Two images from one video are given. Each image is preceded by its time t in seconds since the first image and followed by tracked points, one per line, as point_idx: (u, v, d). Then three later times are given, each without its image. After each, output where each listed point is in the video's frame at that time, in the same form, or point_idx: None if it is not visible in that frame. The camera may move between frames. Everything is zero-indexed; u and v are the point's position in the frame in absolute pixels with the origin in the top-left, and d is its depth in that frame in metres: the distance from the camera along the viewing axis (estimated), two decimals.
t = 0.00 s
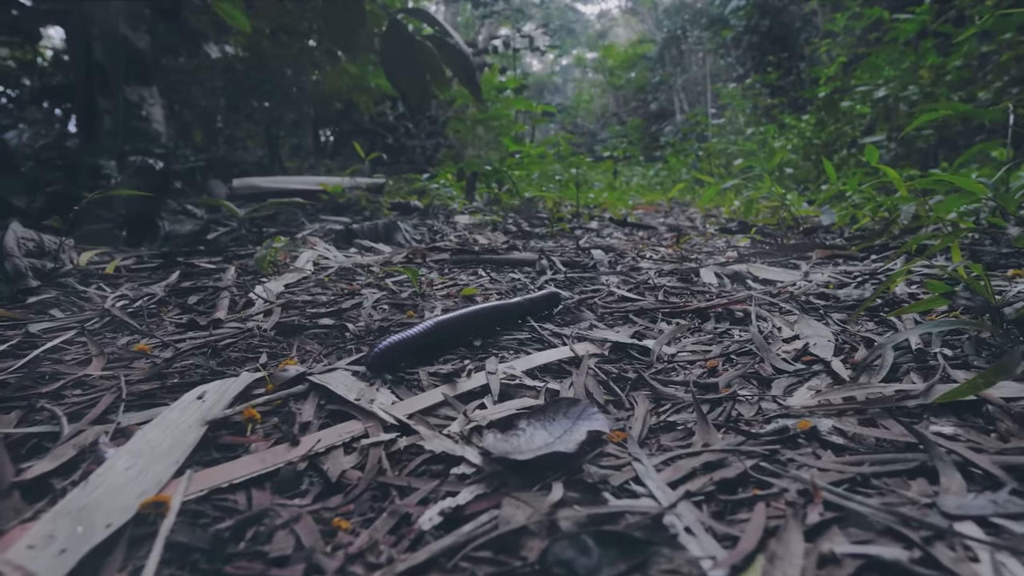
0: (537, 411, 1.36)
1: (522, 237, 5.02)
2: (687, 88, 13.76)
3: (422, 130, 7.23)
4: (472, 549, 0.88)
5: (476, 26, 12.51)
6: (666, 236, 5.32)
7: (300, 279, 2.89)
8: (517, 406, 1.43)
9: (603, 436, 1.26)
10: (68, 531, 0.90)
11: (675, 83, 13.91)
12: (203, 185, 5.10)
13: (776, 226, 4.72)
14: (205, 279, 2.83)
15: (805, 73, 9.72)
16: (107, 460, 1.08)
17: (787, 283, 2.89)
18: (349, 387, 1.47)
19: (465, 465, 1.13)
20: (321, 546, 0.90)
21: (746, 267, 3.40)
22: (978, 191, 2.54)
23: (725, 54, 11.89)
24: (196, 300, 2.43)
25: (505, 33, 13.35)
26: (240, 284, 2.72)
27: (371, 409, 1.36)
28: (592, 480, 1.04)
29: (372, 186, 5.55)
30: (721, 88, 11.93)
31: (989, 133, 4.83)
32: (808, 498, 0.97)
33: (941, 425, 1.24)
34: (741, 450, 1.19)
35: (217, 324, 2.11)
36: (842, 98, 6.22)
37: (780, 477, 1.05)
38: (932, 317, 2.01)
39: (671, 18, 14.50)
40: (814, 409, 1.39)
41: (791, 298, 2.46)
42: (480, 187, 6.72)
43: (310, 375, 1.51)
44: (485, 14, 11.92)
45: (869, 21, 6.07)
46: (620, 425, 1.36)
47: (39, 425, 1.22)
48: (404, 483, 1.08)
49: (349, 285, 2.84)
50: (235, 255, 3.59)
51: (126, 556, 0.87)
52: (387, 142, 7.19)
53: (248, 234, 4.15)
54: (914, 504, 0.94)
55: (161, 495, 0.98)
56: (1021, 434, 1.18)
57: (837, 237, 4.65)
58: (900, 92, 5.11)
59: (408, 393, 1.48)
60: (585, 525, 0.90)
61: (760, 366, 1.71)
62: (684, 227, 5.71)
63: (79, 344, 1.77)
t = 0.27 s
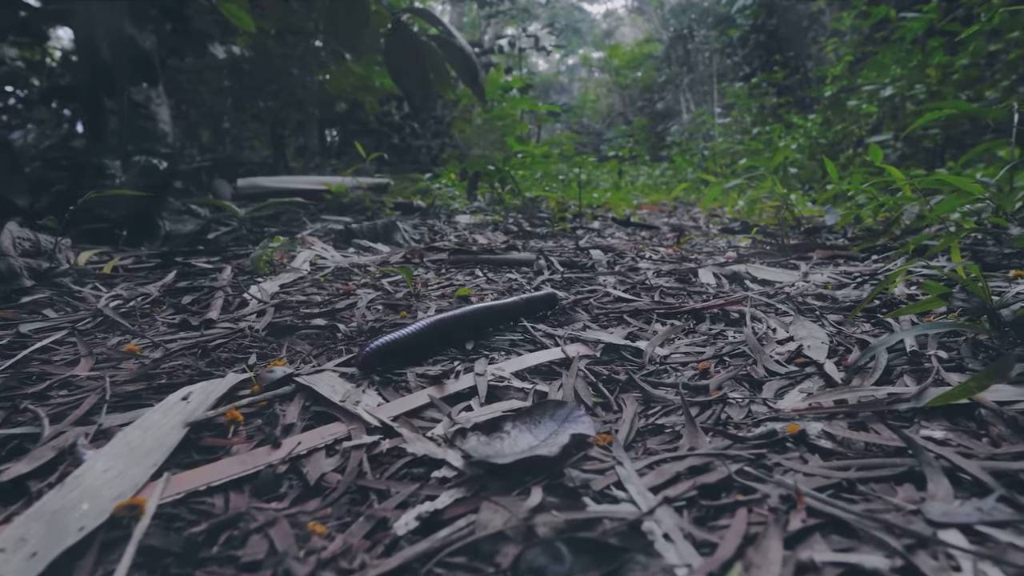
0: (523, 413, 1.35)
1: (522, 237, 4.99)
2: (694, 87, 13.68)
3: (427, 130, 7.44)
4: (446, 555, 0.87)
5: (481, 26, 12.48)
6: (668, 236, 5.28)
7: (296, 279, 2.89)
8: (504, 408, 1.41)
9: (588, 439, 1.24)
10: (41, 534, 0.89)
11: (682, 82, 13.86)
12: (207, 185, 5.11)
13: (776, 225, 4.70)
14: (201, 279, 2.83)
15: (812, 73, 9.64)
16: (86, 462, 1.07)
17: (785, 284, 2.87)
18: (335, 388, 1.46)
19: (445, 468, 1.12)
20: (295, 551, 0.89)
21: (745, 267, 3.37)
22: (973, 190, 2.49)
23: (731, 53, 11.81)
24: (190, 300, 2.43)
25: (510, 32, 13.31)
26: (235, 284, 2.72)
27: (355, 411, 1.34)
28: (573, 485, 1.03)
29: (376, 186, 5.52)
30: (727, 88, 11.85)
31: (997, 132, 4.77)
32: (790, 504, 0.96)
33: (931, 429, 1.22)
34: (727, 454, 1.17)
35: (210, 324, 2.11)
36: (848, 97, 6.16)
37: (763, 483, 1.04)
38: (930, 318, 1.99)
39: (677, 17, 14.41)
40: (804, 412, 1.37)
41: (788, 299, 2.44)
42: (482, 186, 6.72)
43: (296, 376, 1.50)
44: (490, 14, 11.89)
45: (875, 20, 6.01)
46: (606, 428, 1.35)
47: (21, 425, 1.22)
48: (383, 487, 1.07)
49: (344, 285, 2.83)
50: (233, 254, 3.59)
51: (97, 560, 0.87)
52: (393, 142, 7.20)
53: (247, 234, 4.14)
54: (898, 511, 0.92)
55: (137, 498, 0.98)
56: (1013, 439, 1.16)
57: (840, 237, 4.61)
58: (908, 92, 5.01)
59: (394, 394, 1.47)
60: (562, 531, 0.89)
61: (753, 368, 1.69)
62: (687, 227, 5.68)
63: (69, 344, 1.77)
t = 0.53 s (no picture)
0: (510, 415, 1.33)
1: (523, 236, 4.97)
2: (700, 86, 13.60)
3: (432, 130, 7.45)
4: (422, 560, 0.86)
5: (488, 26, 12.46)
6: (670, 235, 5.25)
7: (292, 279, 2.88)
8: (491, 409, 1.40)
9: (574, 441, 1.23)
10: (14, 536, 0.89)
11: (688, 81, 13.81)
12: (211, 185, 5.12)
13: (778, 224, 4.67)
14: (197, 279, 2.82)
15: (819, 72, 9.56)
16: (65, 462, 1.07)
17: (785, 284, 2.84)
18: (322, 389, 1.45)
19: (428, 469, 1.11)
20: (269, 555, 0.87)
21: (744, 266, 3.35)
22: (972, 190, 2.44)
23: (738, 53, 11.73)
24: (185, 299, 2.43)
25: (516, 32, 13.29)
26: (231, 283, 2.71)
27: (341, 412, 1.33)
28: (555, 488, 1.01)
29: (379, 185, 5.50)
30: (734, 87, 11.77)
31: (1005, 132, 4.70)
32: (776, 509, 0.94)
33: (925, 433, 1.20)
34: (714, 458, 1.15)
35: (202, 323, 2.10)
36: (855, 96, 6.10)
37: (750, 487, 1.01)
38: (931, 318, 1.96)
39: (684, 17, 14.33)
40: (796, 414, 1.35)
41: (786, 300, 2.41)
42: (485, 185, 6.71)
43: (283, 376, 1.49)
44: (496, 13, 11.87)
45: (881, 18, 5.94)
46: (594, 431, 1.33)
47: (3, 425, 1.22)
48: (364, 489, 1.05)
49: (340, 285, 2.83)
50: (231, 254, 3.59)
51: (69, 563, 0.86)
52: (398, 142, 7.18)
53: (247, 233, 4.14)
54: (885, 517, 0.90)
55: (112, 500, 0.97)
56: (1008, 442, 1.14)
57: (843, 237, 4.58)
58: (915, 90, 4.86)
59: (381, 395, 1.45)
60: (540, 536, 0.87)
61: (746, 369, 1.67)
62: (690, 226, 5.65)
63: (59, 344, 1.76)
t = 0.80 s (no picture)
0: (498, 415, 1.32)
1: (525, 236, 4.95)
2: (707, 86, 13.52)
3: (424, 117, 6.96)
4: (399, 561, 0.84)
5: (496, 26, 12.40)
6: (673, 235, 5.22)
7: (290, 278, 2.88)
8: (480, 409, 1.38)
9: (562, 441, 1.21)
10: None
11: (695, 81, 13.69)
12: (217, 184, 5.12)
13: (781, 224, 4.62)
14: (195, 278, 2.83)
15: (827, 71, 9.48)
16: (46, 461, 1.06)
17: (785, 284, 2.81)
18: (310, 388, 1.44)
19: (411, 469, 1.10)
20: (245, 555, 0.87)
21: (745, 266, 3.33)
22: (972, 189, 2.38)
23: (745, 52, 11.65)
24: (181, 298, 2.43)
25: (523, 32, 13.23)
26: (228, 282, 2.71)
27: (327, 411, 1.32)
28: (538, 489, 1.00)
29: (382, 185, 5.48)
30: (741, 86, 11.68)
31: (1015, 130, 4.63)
32: (761, 512, 0.92)
33: (918, 434, 1.18)
34: (702, 458, 1.13)
35: (196, 322, 2.10)
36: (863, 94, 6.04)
37: (736, 488, 1.00)
38: (930, 318, 1.93)
39: (691, 16, 14.25)
40: (788, 415, 1.33)
41: (784, 299, 2.39)
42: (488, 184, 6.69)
43: (272, 375, 1.48)
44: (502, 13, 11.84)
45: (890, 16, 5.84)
46: (583, 431, 1.31)
47: None
48: (345, 488, 1.04)
49: (338, 284, 2.82)
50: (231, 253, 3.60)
51: (44, 562, 0.85)
52: (405, 141, 7.16)
53: (248, 232, 4.14)
54: (873, 520, 0.88)
55: (91, 499, 0.96)
56: (1002, 444, 1.11)
57: (848, 237, 4.53)
58: (924, 89, 4.72)
59: (369, 394, 1.44)
60: (519, 537, 0.86)
61: (741, 369, 1.65)
62: (694, 226, 5.61)
63: (52, 342, 1.76)
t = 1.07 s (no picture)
0: (486, 414, 1.30)
1: (527, 235, 4.92)
2: (715, 85, 13.42)
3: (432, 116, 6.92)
4: (376, 562, 0.84)
5: (502, 25, 12.35)
6: (676, 234, 5.18)
7: (288, 277, 2.88)
8: (469, 408, 1.37)
9: (548, 442, 1.20)
10: None
11: (702, 80, 13.59)
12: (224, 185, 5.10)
13: (785, 224, 4.58)
14: (193, 277, 2.83)
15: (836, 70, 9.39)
16: (29, 459, 1.06)
17: (785, 283, 2.79)
18: (298, 386, 1.43)
19: (394, 468, 1.09)
20: (221, 555, 0.86)
21: (745, 266, 3.30)
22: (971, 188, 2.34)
23: (754, 51, 11.61)
24: (178, 297, 2.43)
25: (530, 32, 13.19)
26: (226, 281, 2.72)
27: (315, 410, 1.31)
28: (520, 490, 0.99)
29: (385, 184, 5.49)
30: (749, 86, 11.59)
31: None
32: (745, 514, 0.91)
33: (911, 436, 1.16)
34: (690, 459, 1.12)
35: (191, 320, 2.10)
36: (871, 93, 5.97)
37: (721, 490, 0.98)
38: (930, 318, 1.90)
39: (699, 15, 14.15)
40: (780, 416, 1.31)
41: (782, 299, 2.36)
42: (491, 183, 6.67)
43: (261, 374, 1.47)
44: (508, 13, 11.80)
45: (897, 15, 5.78)
46: (571, 431, 1.30)
47: None
48: (327, 488, 1.03)
49: (335, 283, 2.82)
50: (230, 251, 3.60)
51: (19, 562, 0.85)
52: (412, 142, 7.16)
53: (250, 231, 4.13)
54: (859, 523, 0.87)
55: (70, 497, 0.96)
56: (996, 446, 1.09)
57: (853, 237, 4.48)
58: (931, 88, 4.72)
59: (358, 393, 1.43)
60: (497, 539, 0.85)
61: (734, 369, 1.64)
62: (699, 226, 5.57)
63: (46, 340, 1.77)
